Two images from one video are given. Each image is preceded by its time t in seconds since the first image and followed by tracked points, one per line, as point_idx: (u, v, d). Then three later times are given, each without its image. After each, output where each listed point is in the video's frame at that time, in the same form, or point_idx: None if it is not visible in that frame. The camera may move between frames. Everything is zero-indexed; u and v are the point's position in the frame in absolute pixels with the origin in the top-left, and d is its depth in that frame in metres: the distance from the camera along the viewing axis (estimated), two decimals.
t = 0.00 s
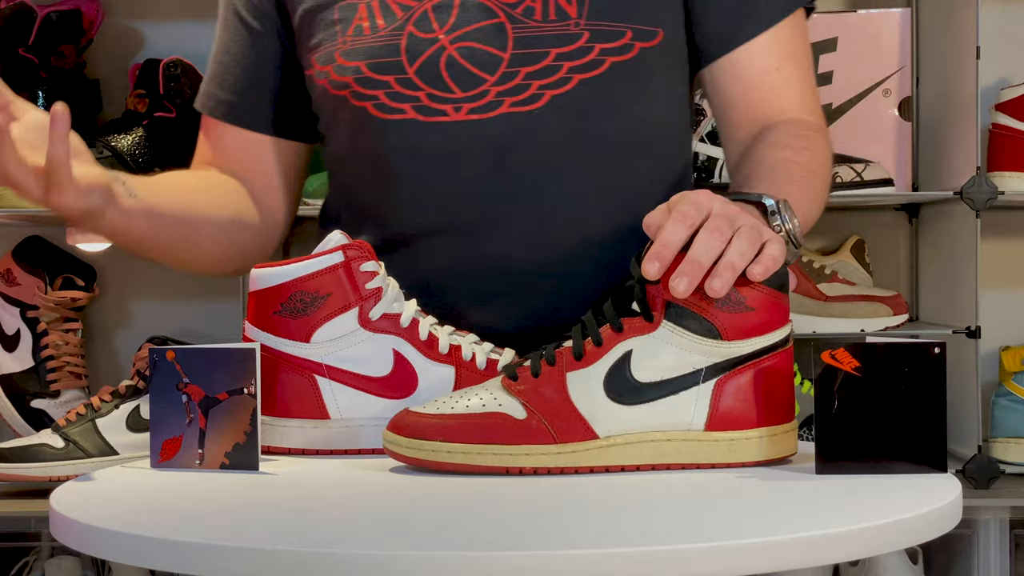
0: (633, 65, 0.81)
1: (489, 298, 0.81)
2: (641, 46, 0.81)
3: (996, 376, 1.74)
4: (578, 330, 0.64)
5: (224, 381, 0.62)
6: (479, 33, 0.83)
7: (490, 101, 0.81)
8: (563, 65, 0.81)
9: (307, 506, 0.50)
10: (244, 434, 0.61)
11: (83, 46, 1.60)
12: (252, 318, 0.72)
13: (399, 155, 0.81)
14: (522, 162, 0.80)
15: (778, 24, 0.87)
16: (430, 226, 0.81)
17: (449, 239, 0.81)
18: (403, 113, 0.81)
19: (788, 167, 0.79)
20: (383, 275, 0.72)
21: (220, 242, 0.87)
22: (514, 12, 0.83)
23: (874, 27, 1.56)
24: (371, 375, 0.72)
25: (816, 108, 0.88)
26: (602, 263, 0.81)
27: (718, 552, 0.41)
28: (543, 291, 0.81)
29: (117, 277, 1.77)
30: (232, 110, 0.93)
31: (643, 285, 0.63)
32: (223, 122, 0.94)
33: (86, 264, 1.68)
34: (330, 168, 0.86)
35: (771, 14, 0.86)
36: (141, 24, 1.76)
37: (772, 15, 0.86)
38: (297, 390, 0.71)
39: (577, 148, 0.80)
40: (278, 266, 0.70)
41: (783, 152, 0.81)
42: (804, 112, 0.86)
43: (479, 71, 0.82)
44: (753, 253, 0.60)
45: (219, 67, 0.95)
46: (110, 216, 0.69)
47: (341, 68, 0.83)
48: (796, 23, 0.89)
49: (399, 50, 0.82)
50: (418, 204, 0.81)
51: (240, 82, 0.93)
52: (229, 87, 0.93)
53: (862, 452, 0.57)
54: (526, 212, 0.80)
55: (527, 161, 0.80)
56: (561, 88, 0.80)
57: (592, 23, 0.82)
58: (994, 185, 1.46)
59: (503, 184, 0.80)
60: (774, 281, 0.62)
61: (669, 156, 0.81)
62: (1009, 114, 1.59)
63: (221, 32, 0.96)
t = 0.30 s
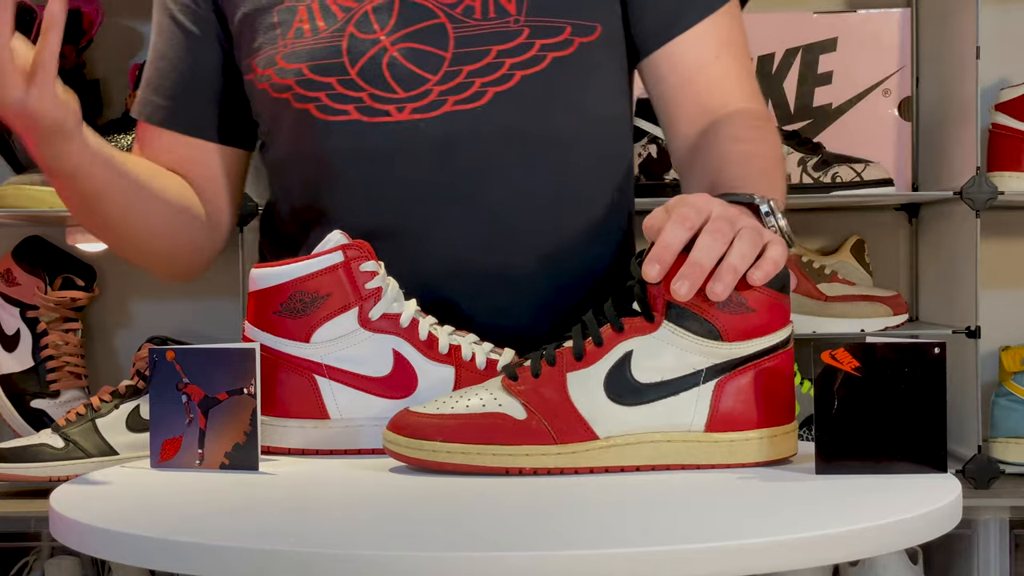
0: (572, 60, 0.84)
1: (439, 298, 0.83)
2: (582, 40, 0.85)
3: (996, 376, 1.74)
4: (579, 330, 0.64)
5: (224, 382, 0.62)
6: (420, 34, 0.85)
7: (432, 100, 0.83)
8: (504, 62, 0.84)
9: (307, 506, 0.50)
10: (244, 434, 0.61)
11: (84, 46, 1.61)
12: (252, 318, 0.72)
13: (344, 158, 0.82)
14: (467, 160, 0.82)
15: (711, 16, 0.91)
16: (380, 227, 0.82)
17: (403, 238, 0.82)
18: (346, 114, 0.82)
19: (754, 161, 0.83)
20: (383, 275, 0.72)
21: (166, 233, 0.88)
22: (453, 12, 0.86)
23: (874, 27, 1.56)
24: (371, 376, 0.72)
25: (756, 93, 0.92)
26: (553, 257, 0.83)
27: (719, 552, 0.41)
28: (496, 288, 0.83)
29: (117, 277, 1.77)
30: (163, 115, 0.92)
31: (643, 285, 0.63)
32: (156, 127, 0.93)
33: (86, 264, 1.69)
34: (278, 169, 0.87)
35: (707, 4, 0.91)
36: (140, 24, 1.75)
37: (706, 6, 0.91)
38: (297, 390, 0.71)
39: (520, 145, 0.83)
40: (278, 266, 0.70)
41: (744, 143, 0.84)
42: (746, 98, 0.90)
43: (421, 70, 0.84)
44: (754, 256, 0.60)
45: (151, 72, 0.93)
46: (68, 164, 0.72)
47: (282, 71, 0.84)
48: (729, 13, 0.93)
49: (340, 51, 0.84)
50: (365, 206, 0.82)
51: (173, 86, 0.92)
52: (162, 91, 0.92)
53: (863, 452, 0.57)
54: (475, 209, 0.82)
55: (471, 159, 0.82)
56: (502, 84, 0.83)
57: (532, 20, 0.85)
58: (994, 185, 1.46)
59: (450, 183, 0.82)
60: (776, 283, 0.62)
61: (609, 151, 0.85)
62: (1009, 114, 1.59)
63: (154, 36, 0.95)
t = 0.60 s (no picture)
0: (541, 58, 0.87)
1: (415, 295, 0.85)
2: (551, 40, 0.88)
3: (996, 376, 1.74)
4: (578, 330, 0.64)
5: (224, 382, 0.62)
6: (390, 35, 0.86)
7: (403, 99, 0.85)
8: (474, 61, 0.87)
9: (306, 507, 0.50)
10: (244, 434, 0.61)
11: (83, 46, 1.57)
12: (252, 318, 0.72)
13: (316, 159, 0.84)
14: (437, 160, 0.85)
15: (673, 16, 0.94)
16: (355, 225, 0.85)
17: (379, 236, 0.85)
18: (318, 113, 0.84)
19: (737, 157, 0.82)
20: (383, 275, 0.72)
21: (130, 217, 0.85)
22: (423, 13, 0.88)
23: (874, 27, 1.56)
24: (370, 375, 0.72)
25: (722, 92, 0.93)
26: (524, 253, 0.87)
27: (720, 551, 0.41)
28: (471, 285, 0.86)
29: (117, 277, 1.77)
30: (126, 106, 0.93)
31: (643, 285, 0.63)
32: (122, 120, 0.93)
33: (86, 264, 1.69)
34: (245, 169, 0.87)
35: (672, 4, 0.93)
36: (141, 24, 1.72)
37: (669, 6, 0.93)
38: (297, 390, 0.71)
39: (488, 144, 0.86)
40: (277, 266, 0.70)
41: (722, 139, 0.85)
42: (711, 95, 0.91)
43: (392, 71, 0.86)
44: (755, 256, 0.60)
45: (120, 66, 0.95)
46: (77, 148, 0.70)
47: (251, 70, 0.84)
48: (693, 13, 0.96)
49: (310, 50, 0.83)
50: (339, 205, 0.85)
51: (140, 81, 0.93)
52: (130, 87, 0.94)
53: (862, 452, 0.57)
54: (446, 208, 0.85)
55: (441, 160, 0.85)
56: (472, 83, 0.86)
57: (501, 20, 0.88)
58: (994, 185, 1.46)
59: (420, 182, 0.85)
60: (776, 283, 0.62)
61: (575, 150, 0.88)
62: (1009, 114, 1.59)
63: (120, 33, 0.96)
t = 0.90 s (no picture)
0: (534, 58, 0.87)
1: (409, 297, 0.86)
2: (543, 40, 0.88)
3: (996, 376, 1.74)
4: (578, 330, 0.64)
5: (224, 382, 0.62)
6: (383, 34, 0.87)
7: (396, 100, 0.85)
8: (467, 61, 0.87)
9: (307, 506, 0.50)
10: (244, 434, 0.61)
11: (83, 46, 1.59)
12: (252, 318, 0.72)
13: (310, 161, 0.84)
14: (431, 162, 0.85)
15: (664, 16, 0.94)
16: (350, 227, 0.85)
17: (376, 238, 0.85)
18: (311, 113, 0.84)
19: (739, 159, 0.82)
20: (383, 275, 0.72)
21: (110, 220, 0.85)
22: (416, 13, 0.88)
23: (874, 27, 1.56)
24: (371, 375, 0.72)
25: (713, 89, 0.93)
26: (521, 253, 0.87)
27: (720, 551, 0.41)
28: (467, 286, 0.86)
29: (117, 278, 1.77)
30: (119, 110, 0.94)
31: (644, 285, 0.63)
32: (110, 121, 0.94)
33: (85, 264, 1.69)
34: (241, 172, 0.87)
35: (663, 2, 0.93)
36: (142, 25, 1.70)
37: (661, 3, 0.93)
38: (296, 391, 0.71)
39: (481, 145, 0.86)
40: (277, 266, 0.70)
41: (720, 138, 0.85)
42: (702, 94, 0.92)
43: (385, 71, 0.86)
44: (755, 256, 0.60)
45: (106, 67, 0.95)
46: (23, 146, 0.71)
47: (244, 70, 0.84)
48: (685, 11, 0.96)
49: (304, 51, 0.85)
50: (334, 207, 0.84)
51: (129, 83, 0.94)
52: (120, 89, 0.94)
53: (862, 452, 0.57)
54: (442, 209, 0.85)
55: (435, 161, 0.85)
56: (466, 83, 0.86)
57: (493, 19, 0.88)
58: (994, 185, 1.46)
59: (415, 184, 0.85)
60: (776, 283, 0.62)
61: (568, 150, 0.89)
62: (1009, 114, 1.59)
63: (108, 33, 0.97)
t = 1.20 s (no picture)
0: (536, 61, 0.87)
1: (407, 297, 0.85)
2: (546, 41, 0.88)
3: (996, 376, 1.74)
4: (578, 330, 0.64)
5: (224, 382, 0.62)
6: (385, 40, 0.87)
7: (400, 104, 0.85)
8: (470, 65, 0.86)
9: (307, 506, 0.50)
10: (244, 434, 0.61)
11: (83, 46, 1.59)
12: (252, 318, 0.72)
13: (313, 164, 0.84)
14: (435, 165, 0.84)
15: (668, 14, 0.93)
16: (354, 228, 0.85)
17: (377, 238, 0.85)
18: (315, 120, 0.85)
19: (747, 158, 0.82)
20: (383, 275, 0.72)
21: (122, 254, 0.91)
22: (418, 18, 0.87)
23: (874, 27, 1.56)
24: (370, 375, 0.72)
25: (718, 84, 0.93)
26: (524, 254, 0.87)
27: (720, 551, 0.41)
28: (471, 287, 0.86)
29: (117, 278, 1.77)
30: (133, 122, 0.97)
31: (644, 285, 0.63)
32: (124, 133, 0.97)
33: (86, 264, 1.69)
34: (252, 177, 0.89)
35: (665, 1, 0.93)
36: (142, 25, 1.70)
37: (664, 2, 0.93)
38: (296, 390, 0.71)
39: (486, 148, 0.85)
40: (277, 265, 0.70)
41: (722, 136, 0.84)
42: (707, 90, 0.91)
43: (388, 77, 0.86)
44: (754, 256, 0.60)
45: (116, 77, 0.98)
46: (7, 220, 0.74)
47: (249, 79, 0.86)
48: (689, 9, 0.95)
49: (307, 59, 0.86)
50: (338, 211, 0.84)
51: (139, 93, 0.97)
52: (131, 99, 0.97)
53: (862, 451, 0.57)
54: (446, 212, 0.85)
55: (439, 163, 0.84)
56: (468, 87, 0.86)
57: (495, 23, 0.87)
58: (994, 185, 1.46)
59: (419, 186, 0.84)
60: (776, 283, 0.62)
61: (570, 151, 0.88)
62: (1009, 114, 1.59)
63: (117, 42, 0.99)
